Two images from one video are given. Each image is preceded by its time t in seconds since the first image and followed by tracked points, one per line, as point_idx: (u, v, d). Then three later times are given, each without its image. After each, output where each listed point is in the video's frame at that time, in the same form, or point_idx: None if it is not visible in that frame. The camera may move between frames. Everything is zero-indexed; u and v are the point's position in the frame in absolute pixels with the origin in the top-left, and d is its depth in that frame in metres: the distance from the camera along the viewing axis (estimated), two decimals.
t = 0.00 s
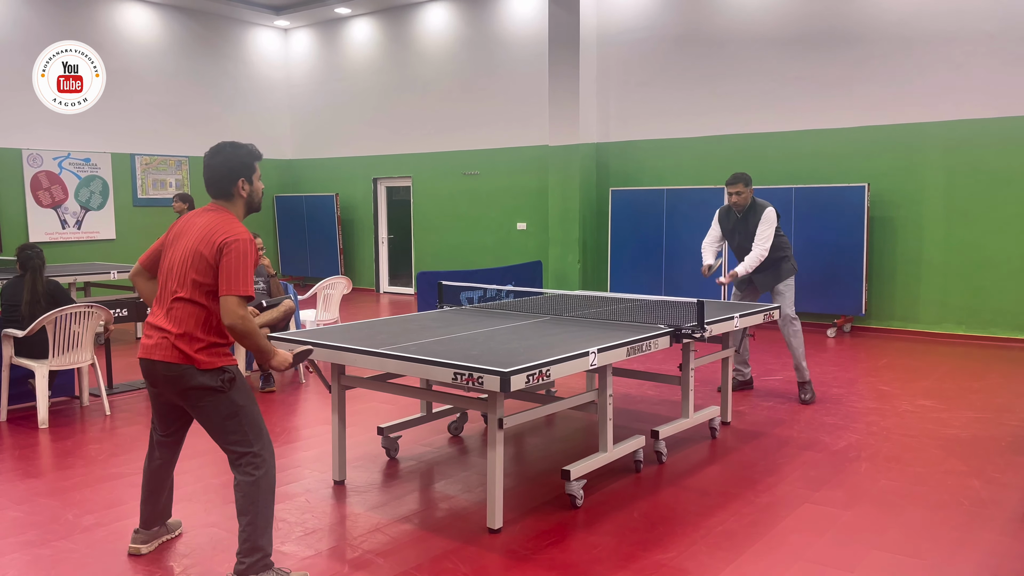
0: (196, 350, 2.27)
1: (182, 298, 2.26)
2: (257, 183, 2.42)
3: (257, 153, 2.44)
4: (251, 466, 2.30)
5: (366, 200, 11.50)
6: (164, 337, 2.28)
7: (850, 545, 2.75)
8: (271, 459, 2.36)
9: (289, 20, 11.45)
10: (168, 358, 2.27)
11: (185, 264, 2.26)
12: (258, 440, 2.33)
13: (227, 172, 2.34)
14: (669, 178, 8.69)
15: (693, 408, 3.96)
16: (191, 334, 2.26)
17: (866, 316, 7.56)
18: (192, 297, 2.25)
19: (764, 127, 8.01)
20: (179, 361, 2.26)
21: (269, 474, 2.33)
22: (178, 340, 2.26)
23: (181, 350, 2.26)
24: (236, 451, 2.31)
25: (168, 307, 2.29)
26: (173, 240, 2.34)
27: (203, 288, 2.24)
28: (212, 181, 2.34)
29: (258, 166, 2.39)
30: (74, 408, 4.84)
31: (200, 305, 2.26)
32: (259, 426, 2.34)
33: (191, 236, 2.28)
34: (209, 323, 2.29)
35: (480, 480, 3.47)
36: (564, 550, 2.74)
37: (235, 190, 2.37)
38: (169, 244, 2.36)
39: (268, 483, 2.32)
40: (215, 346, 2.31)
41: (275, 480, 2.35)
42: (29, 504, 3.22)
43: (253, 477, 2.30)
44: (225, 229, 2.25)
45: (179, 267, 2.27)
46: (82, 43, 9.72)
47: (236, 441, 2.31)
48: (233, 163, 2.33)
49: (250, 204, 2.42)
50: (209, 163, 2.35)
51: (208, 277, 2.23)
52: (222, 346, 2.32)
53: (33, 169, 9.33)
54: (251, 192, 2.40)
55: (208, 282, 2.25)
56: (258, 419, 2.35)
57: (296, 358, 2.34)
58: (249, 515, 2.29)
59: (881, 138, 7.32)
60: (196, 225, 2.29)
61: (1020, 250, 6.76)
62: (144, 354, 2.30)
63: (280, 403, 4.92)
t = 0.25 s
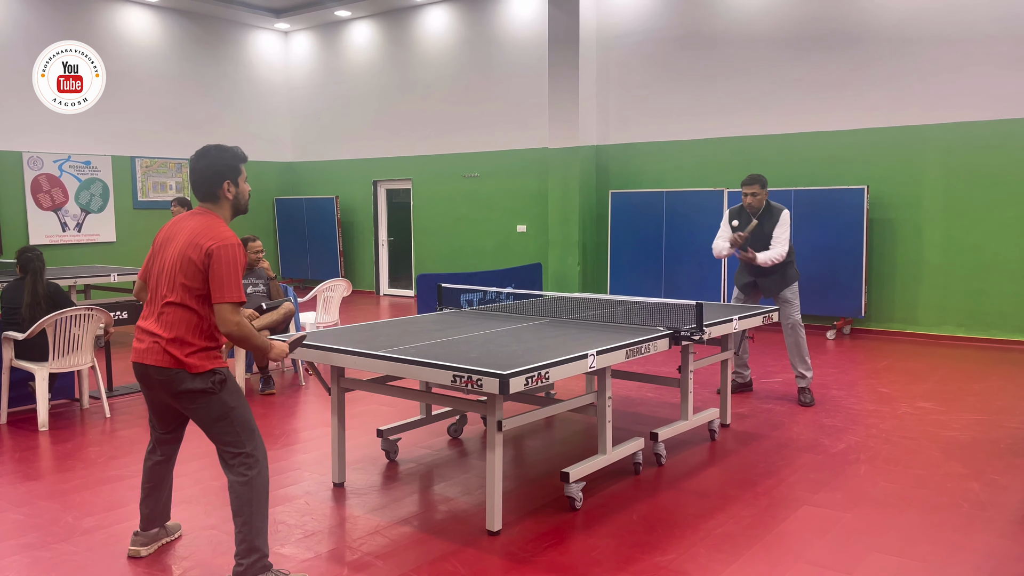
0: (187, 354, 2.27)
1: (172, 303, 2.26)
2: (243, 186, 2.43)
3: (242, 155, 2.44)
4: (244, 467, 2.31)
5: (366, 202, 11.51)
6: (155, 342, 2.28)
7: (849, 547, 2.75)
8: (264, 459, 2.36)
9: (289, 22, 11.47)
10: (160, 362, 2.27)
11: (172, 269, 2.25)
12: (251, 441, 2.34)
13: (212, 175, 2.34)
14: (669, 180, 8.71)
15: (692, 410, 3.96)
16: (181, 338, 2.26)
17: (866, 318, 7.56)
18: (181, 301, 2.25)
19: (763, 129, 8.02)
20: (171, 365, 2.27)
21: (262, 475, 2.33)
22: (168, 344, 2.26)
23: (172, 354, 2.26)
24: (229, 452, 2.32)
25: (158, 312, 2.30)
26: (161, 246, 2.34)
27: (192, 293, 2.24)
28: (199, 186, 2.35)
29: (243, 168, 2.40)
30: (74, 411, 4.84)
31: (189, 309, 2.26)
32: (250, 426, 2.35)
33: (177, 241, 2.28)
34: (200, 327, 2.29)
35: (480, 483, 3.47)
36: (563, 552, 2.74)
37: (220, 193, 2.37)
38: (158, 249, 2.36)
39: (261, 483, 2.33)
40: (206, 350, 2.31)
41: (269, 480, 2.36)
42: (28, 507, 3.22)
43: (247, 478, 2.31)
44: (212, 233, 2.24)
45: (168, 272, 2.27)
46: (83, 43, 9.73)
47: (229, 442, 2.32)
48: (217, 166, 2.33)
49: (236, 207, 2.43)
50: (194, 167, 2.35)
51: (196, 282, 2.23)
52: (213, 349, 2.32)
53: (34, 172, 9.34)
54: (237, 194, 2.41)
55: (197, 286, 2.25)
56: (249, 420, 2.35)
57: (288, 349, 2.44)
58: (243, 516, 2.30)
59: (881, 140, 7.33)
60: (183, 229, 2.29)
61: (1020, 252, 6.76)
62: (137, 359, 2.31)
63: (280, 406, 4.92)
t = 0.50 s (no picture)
0: (186, 355, 2.27)
1: (171, 305, 2.26)
2: (243, 190, 2.45)
3: (242, 160, 2.46)
4: (241, 469, 2.32)
5: (366, 205, 11.52)
6: (153, 344, 2.28)
7: (848, 549, 2.76)
8: (261, 461, 2.37)
9: (289, 25, 11.49)
10: (158, 364, 2.28)
11: (172, 271, 2.26)
12: (247, 443, 2.35)
13: (212, 179, 2.36)
14: (668, 183, 8.72)
15: (691, 412, 3.97)
16: (180, 339, 2.27)
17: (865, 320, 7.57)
18: (180, 303, 2.26)
19: (762, 131, 8.03)
20: (169, 366, 2.27)
21: (258, 476, 2.34)
22: (167, 346, 2.27)
23: (170, 356, 2.27)
24: (226, 454, 2.33)
25: (157, 314, 2.30)
26: (161, 249, 2.35)
27: (191, 294, 2.25)
28: (199, 189, 2.37)
29: (243, 173, 2.42)
30: (75, 413, 4.85)
31: (188, 311, 2.27)
32: (247, 429, 2.36)
33: (177, 243, 2.29)
34: (199, 329, 2.29)
35: (479, 485, 3.48)
36: (562, 554, 2.74)
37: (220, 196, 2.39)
38: (157, 251, 2.36)
39: (258, 484, 2.34)
40: (205, 351, 2.32)
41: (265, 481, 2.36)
42: (28, 510, 3.23)
43: (244, 479, 2.31)
44: (212, 235, 2.26)
45: (167, 274, 2.28)
46: (83, 44, 9.74)
47: (226, 444, 2.32)
48: (217, 169, 2.35)
49: (236, 211, 2.44)
50: (196, 170, 2.36)
51: (195, 284, 2.24)
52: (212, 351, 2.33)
53: (34, 175, 9.36)
54: (237, 198, 2.42)
55: (197, 288, 2.26)
56: (246, 423, 2.36)
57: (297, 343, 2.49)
58: (240, 518, 2.31)
59: (880, 142, 7.35)
60: (184, 232, 2.30)
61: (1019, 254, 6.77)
62: (136, 361, 2.32)
63: (279, 408, 4.93)
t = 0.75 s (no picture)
0: (187, 359, 2.28)
1: (176, 308, 2.26)
2: (257, 202, 2.45)
3: (259, 171, 2.46)
4: (242, 470, 2.33)
5: (367, 208, 11.53)
6: (155, 346, 2.29)
7: (849, 551, 2.76)
8: (262, 461, 2.38)
9: (290, 28, 11.51)
10: (158, 366, 2.28)
11: (181, 275, 2.26)
12: (248, 446, 2.35)
13: (228, 187, 2.36)
14: (669, 185, 8.73)
15: (692, 414, 3.97)
16: (182, 343, 2.27)
17: (865, 322, 7.57)
18: (185, 307, 2.26)
19: (762, 134, 8.05)
20: (170, 369, 2.28)
21: (260, 477, 2.35)
22: (169, 348, 2.27)
23: (171, 359, 2.27)
24: (227, 455, 2.33)
25: (161, 316, 2.30)
26: (171, 251, 2.35)
27: (198, 299, 2.25)
28: (215, 196, 2.37)
29: (260, 185, 2.42)
30: (76, 416, 4.85)
31: (193, 315, 2.27)
32: (248, 431, 2.36)
33: (188, 248, 2.29)
34: (202, 333, 2.30)
35: (480, 487, 3.48)
36: (563, 556, 2.75)
37: (235, 205, 2.39)
38: (167, 254, 2.36)
39: (259, 485, 2.34)
40: (206, 356, 2.32)
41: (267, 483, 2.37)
42: (30, 512, 3.23)
43: (246, 481, 2.32)
44: (225, 243, 2.26)
45: (175, 277, 2.28)
46: (83, 44, 9.74)
47: (227, 446, 2.33)
48: (235, 179, 2.35)
49: (248, 221, 2.44)
50: (214, 177, 2.37)
51: (203, 289, 2.25)
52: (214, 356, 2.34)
53: (36, 178, 9.38)
54: (250, 208, 2.42)
55: (204, 294, 2.26)
56: (247, 426, 2.37)
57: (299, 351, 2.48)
58: (242, 518, 2.31)
59: (880, 145, 7.36)
60: (196, 236, 2.30)
61: (1019, 256, 6.77)
62: (136, 362, 2.32)
63: (280, 411, 4.94)
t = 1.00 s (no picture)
0: (178, 384, 2.28)
1: (174, 334, 2.25)
2: (285, 244, 2.45)
3: (291, 213, 2.48)
4: (253, 474, 2.35)
5: (368, 210, 11.54)
6: (151, 365, 2.29)
7: (850, 553, 2.76)
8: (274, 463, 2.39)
9: (291, 31, 11.53)
10: (149, 386, 2.29)
11: (184, 301, 2.24)
12: (258, 448, 2.36)
13: (257, 225, 2.36)
14: (670, 187, 8.74)
15: (694, 416, 3.98)
16: (175, 368, 2.27)
17: (866, 324, 7.57)
18: (182, 334, 2.24)
19: (763, 136, 8.05)
20: (162, 391, 2.28)
21: (273, 478, 2.37)
22: (162, 371, 2.27)
23: (164, 382, 2.27)
24: (237, 459, 2.35)
25: (159, 336, 2.30)
26: (184, 273, 2.32)
27: (195, 329, 2.23)
28: (245, 233, 2.38)
29: (290, 227, 2.43)
30: (78, 418, 4.86)
31: (189, 343, 2.25)
32: (256, 435, 2.36)
33: (197, 275, 2.26)
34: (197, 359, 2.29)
35: (482, 489, 3.48)
36: (565, 557, 2.75)
37: (262, 244, 2.39)
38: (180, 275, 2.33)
39: (269, 487, 2.35)
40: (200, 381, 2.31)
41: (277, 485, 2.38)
42: (33, 514, 3.23)
43: (259, 482, 2.34)
44: (231, 278, 2.20)
45: (178, 303, 2.26)
46: (83, 43, 9.74)
47: (235, 452, 2.34)
48: (266, 220, 2.35)
49: (272, 262, 2.43)
50: (247, 214, 2.38)
51: (201, 321, 2.22)
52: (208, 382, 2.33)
53: (37, 180, 9.39)
54: (277, 250, 2.42)
55: (203, 325, 2.23)
56: (255, 429, 2.37)
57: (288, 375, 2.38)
58: (254, 517, 2.33)
59: (881, 146, 7.36)
60: (208, 264, 2.26)
61: (1020, 257, 6.78)
62: (133, 377, 2.33)
63: (282, 412, 4.94)
